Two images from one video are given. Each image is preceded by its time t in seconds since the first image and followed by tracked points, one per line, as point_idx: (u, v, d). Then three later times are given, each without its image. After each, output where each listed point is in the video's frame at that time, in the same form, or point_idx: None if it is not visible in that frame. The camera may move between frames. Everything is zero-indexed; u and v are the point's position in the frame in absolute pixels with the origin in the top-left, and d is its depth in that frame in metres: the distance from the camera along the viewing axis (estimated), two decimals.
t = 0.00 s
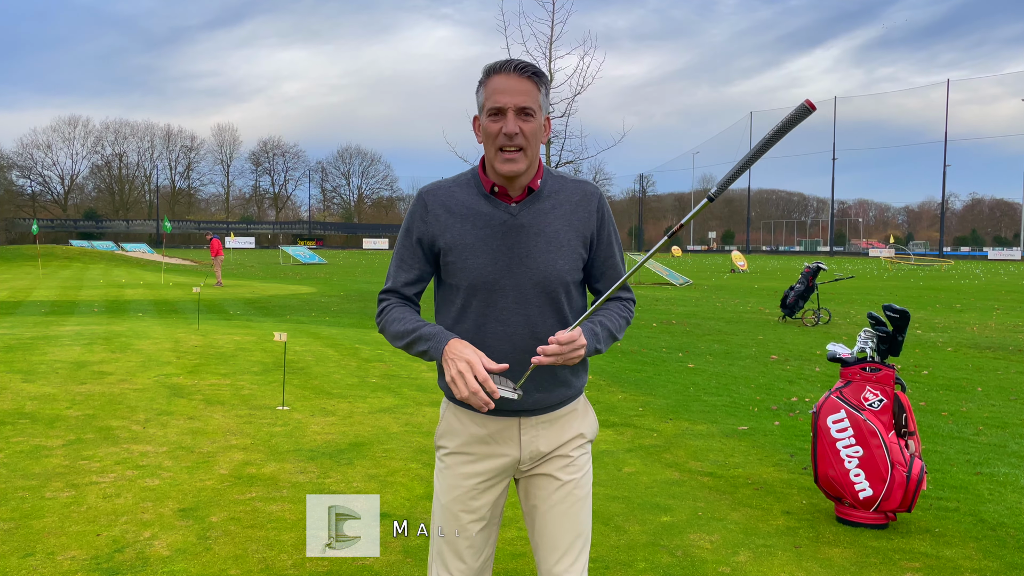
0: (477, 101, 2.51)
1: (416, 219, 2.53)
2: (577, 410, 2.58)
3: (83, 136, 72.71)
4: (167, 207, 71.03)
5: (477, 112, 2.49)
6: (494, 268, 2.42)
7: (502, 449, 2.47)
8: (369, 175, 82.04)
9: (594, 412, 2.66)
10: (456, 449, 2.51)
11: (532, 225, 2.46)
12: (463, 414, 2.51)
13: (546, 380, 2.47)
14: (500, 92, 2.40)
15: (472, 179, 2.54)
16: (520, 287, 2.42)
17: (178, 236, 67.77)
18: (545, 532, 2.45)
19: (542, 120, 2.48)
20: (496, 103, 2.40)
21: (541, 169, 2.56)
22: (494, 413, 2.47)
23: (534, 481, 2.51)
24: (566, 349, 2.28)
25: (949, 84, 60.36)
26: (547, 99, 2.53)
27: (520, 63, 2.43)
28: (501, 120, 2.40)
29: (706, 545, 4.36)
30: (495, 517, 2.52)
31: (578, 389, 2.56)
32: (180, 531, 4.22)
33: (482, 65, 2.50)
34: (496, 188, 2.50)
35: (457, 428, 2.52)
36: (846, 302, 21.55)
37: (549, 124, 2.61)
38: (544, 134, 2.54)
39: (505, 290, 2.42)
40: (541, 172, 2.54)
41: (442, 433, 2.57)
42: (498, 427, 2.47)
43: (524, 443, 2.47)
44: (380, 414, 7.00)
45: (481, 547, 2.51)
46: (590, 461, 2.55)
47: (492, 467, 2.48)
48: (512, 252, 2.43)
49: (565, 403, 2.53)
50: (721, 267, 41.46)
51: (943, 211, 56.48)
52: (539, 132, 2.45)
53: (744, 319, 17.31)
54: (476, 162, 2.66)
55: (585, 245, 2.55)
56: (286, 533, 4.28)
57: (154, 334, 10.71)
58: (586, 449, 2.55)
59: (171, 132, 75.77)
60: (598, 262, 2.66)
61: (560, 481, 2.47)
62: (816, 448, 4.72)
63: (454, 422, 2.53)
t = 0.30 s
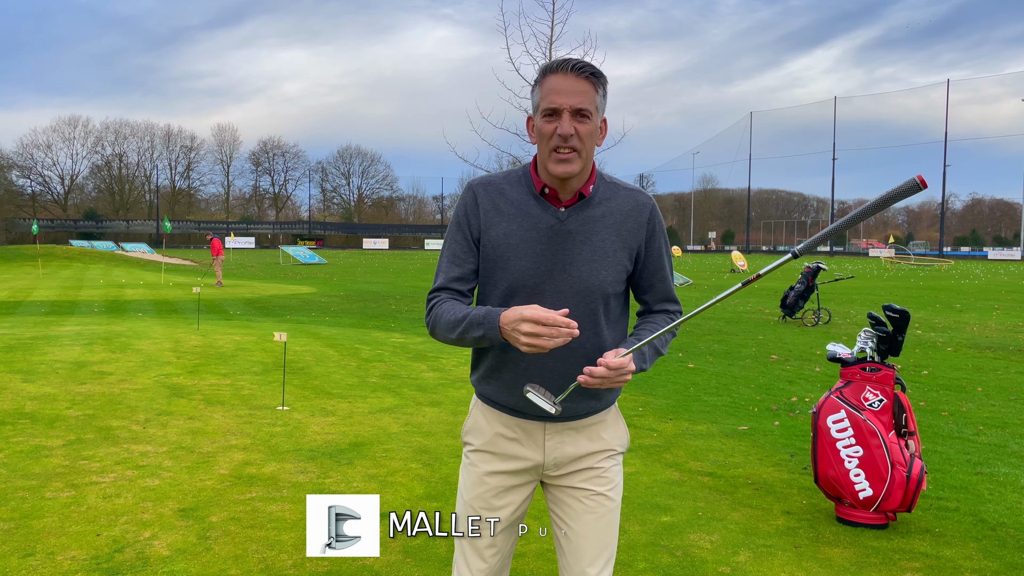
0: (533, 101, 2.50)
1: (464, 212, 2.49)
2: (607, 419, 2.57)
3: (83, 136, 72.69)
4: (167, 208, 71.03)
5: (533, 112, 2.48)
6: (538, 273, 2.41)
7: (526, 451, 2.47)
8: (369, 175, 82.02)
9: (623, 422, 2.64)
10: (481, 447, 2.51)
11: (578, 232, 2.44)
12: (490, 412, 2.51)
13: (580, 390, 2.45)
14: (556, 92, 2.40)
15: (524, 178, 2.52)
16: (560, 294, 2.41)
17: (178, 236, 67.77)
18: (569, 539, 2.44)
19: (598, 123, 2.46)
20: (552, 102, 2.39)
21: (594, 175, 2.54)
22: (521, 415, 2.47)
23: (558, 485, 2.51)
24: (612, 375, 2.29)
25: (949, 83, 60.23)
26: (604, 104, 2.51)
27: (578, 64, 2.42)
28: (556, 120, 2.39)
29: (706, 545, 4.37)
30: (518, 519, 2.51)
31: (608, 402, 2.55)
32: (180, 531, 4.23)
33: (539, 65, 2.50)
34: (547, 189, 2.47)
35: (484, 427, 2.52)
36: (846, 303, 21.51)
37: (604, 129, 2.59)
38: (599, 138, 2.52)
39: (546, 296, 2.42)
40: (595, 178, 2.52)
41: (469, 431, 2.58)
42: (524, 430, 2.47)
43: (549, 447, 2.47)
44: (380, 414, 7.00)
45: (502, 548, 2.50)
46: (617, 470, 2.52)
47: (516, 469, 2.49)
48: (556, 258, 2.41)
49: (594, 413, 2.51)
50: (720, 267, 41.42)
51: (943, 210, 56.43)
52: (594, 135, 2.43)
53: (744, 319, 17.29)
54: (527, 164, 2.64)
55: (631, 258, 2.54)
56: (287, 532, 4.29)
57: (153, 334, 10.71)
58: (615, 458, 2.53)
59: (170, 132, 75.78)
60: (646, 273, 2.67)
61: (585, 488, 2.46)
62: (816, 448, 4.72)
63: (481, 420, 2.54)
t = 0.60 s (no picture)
0: (560, 99, 2.48)
1: (487, 209, 2.45)
2: (620, 420, 2.56)
3: (83, 136, 72.69)
4: (167, 208, 71.06)
5: (560, 110, 2.47)
6: (564, 273, 2.38)
7: (542, 453, 2.42)
8: (369, 175, 82.02)
9: (634, 423, 2.63)
10: (495, 449, 2.46)
11: (604, 233, 2.42)
12: (505, 415, 2.46)
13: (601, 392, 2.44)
14: (585, 90, 2.38)
15: (548, 176, 2.49)
16: (585, 296, 2.39)
17: (178, 236, 67.78)
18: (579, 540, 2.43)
19: (626, 122, 2.45)
20: (581, 100, 2.38)
21: (619, 175, 2.54)
22: (538, 417, 2.42)
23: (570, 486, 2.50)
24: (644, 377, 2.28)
25: (949, 84, 60.27)
26: (633, 103, 2.50)
27: (607, 62, 2.40)
28: (584, 119, 2.38)
29: (706, 545, 4.37)
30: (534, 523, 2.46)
31: (624, 404, 2.55)
32: (179, 531, 4.22)
33: (566, 62, 2.48)
34: (574, 188, 2.45)
35: (499, 429, 2.47)
36: (846, 303, 21.52)
37: (632, 128, 2.58)
38: (627, 137, 2.51)
39: (570, 297, 2.39)
40: (620, 179, 2.52)
41: (482, 433, 2.53)
42: (541, 433, 2.42)
43: (566, 449, 2.43)
44: (380, 414, 7.00)
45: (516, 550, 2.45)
46: (627, 472, 2.54)
47: (532, 471, 2.43)
48: (582, 258, 2.39)
49: (610, 414, 2.50)
50: (720, 267, 41.43)
51: (943, 210, 56.45)
52: (622, 135, 2.42)
53: (744, 319, 17.30)
54: (551, 163, 2.62)
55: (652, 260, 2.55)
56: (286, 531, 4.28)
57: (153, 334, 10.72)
58: (625, 460, 2.54)
59: (171, 132, 75.81)
60: (664, 275, 2.69)
61: (598, 490, 2.47)
62: (816, 448, 4.72)
63: (496, 422, 2.49)
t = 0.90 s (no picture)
0: (548, 91, 2.48)
1: (477, 203, 2.51)
2: (617, 420, 2.51)
3: (83, 136, 72.67)
4: (167, 208, 71.03)
5: (548, 101, 2.47)
6: (549, 264, 2.38)
7: (536, 453, 2.41)
8: (370, 175, 81.97)
9: (632, 422, 2.59)
10: (489, 449, 2.45)
11: (591, 223, 2.43)
12: (500, 412, 2.45)
13: (592, 386, 2.41)
14: (571, 81, 2.37)
15: (537, 170, 2.52)
16: (572, 286, 2.38)
17: (178, 236, 67.76)
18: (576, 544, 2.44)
19: (613, 112, 2.44)
20: (567, 91, 2.37)
21: (609, 167, 2.53)
22: (534, 414, 2.41)
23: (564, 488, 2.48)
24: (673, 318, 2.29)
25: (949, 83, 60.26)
26: (620, 93, 2.49)
27: (593, 52, 2.40)
28: (571, 109, 2.38)
29: (706, 545, 4.37)
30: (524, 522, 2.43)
31: (622, 402, 2.50)
32: (179, 531, 4.23)
33: (554, 53, 2.48)
34: (560, 179, 2.46)
35: (493, 427, 2.46)
36: (846, 303, 21.53)
37: (620, 118, 2.57)
38: (615, 127, 2.51)
39: (557, 288, 2.38)
40: (610, 170, 2.51)
41: (477, 431, 2.51)
42: (536, 431, 2.41)
43: (561, 448, 2.42)
44: (380, 414, 7.00)
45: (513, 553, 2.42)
46: (623, 475, 2.50)
47: (526, 473, 2.42)
48: (568, 248, 2.39)
49: (607, 412, 2.46)
50: (720, 267, 41.41)
51: (944, 210, 56.43)
52: (610, 124, 2.41)
53: (744, 319, 17.30)
54: (541, 156, 2.64)
55: (645, 253, 2.51)
56: (287, 533, 4.28)
57: (154, 334, 10.72)
58: (623, 464, 2.49)
59: (171, 132, 75.80)
60: (660, 268, 2.62)
61: (594, 496, 2.44)
62: (816, 448, 4.71)
63: (490, 419, 2.48)
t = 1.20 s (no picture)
0: (504, 90, 2.47)
1: (438, 207, 2.53)
2: (594, 420, 2.44)
3: (82, 136, 72.68)
4: (167, 208, 71.05)
5: (504, 101, 2.46)
6: (511, 257, 2.37)
7: (515, 458, 2.36)
8: (370, 175, 81.96)
9: (610, 422, 2.51)
10: (467, 459, 2.40)
11: (551, 215, 2.42)
12: (475, 420, 2.40)
13: (564, 381, 2.34)
14: (526, 79, 2.37)
15: (497, 171, 2.54)
16: (537, 280, 2.35)
17: (178, 236, 67.74)
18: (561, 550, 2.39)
19: (569, 109, 2.43)
20: (523, 89, 2.36)
21: (567, 163, 2.54)
22: (508, 417, 2.35)
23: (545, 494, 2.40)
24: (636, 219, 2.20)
25: (948, 83, 60.27)
26: (576, 90, 2.48)
27: (546, 50, 2.39)
28: (527, 107, 2.36)
29: (706, 545, 4.37)
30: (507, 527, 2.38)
31: (598, 399, 2.42)
32: (178, 531, 4.23)
33: (509, 53, 2.46)
34: (519, 175, 2.49)
35: (468, 436, 2.41)
36: (846, 303, 21.54)
37: (575, 115, 2.57)
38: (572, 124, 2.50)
39: (520, 282, 2.35)
40: (569, 165, 2.52)
41: (454, 441, 2.46)
42: (511, 435, 2.36)
43: (539, 452, 2.36)
44: (380, 414, 7.00)
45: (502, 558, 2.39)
46: (605, 477, 2.42)
47: (506, 480, 2.37)
48: (529, 241, 2.39)
49: (583, 410, 2.39)
50: (720, 267, 41.42)
51: (943, 210, 56.36)
52: (567, 120, 2.40)
53: (744, 319, 17.30)
54: (503, 156, 2.66)
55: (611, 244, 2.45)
56: (286, 533, 4.28)
57: (154, 334, 10.72)
58: (602, 465, 2.42)
59: (171, 132, 75.79)
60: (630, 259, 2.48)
61: (575, 502, 2.37)
62: (816, 448, 4.71)
63: (466, 427, 2.43)
